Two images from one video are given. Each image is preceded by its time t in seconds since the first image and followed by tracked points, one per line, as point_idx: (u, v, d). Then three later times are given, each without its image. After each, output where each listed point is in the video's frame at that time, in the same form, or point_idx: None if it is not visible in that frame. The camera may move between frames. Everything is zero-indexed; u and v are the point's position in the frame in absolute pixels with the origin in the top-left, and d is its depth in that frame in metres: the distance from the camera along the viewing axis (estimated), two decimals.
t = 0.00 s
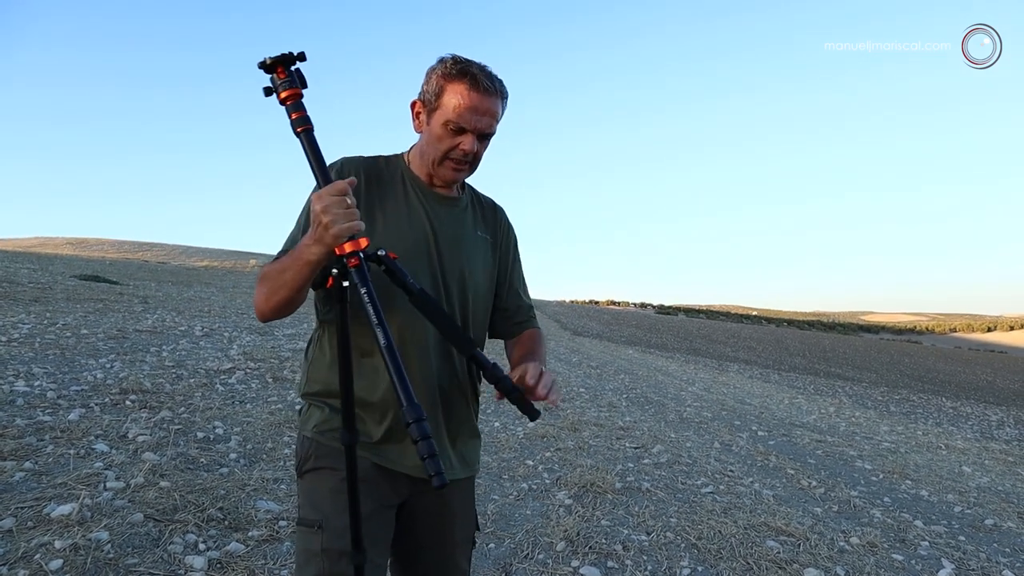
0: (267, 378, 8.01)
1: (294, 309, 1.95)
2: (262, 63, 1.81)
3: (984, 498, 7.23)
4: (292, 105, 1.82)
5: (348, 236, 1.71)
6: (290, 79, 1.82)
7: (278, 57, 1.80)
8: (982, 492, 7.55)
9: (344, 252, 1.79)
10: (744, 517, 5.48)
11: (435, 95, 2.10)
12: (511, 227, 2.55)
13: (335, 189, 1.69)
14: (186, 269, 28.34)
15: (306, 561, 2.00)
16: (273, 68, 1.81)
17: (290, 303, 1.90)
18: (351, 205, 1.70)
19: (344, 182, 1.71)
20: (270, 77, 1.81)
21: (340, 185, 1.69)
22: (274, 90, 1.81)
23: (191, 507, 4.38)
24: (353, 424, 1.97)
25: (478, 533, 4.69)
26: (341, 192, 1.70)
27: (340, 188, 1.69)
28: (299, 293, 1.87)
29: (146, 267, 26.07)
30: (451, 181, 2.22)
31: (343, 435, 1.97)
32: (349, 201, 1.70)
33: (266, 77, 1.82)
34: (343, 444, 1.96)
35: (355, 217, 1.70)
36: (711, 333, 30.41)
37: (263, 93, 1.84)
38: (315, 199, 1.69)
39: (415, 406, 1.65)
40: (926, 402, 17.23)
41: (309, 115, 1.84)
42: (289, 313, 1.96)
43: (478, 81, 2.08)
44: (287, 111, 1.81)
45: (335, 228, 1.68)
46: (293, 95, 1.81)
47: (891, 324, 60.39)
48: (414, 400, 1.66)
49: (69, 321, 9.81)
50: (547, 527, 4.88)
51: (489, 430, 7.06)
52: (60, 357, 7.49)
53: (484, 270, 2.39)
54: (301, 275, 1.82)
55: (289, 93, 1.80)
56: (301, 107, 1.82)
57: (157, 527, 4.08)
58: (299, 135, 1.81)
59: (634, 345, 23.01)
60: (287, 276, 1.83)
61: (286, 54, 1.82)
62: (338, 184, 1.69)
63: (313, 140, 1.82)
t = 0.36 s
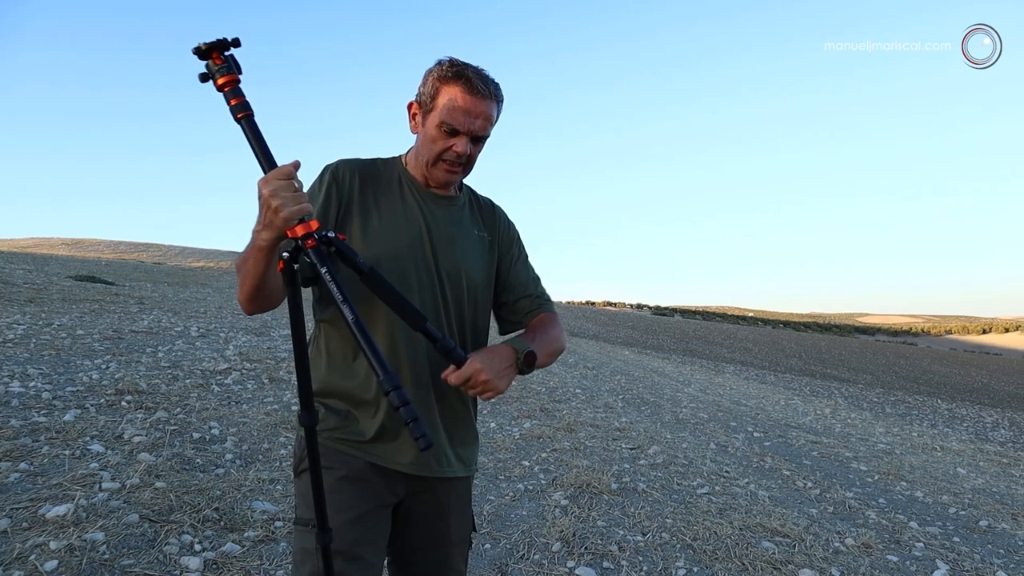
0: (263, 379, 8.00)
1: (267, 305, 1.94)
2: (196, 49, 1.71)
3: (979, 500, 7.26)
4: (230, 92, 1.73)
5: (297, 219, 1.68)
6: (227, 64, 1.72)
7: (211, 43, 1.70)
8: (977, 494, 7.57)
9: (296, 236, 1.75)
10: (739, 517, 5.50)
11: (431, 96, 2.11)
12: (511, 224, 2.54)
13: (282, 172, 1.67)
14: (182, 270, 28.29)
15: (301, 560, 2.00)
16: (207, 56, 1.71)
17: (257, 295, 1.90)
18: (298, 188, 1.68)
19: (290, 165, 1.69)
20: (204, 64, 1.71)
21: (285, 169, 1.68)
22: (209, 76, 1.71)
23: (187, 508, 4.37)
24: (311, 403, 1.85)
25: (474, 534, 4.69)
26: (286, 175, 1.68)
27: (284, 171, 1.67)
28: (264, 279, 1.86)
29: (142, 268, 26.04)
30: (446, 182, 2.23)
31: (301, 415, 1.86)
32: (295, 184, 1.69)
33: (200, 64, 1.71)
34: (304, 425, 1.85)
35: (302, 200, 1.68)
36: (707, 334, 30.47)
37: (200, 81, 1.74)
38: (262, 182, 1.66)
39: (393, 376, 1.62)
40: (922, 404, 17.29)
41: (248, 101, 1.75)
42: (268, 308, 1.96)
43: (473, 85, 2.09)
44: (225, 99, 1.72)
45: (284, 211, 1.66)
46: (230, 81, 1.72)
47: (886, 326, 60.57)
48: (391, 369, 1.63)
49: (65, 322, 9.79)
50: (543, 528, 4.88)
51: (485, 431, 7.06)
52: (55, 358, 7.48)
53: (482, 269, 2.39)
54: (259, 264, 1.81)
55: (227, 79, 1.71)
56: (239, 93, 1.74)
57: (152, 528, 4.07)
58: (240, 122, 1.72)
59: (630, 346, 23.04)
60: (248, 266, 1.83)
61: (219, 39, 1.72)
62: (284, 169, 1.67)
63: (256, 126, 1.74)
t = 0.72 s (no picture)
0: (261, 379, 8.00)
1: (250, 297, 1.92)
2: (129, 48, 1.62)
3: (977, 500, 7.27)
4: (172, 86, 1.64)
5: (258, 208, 1.63)
6: (164, 59, 1.64)
7: (144, 39, 1.62)
8: (975, 494, 7.59)
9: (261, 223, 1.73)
10: (737, 518, 5.51)
11: (420, 95, 2.12)
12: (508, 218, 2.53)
13: (238, 162, 1.61)
14: (181, 271, 28.25)
15: (301, 559, 2.01)
16: (142, 53, 1.62)
17: (238, 287, 1.87)
18: (257, 176, 1.63)
19: (245, 153, 1.63)
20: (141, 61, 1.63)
21: (240, 158, 1.62)
22: (149, 72, 1.63)
23: (185, 508, 4.37)
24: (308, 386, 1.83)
25: (472, 534, 4.70)
26: (242, 164, 1.62)
27: (240, 161, 1.61)
28: (239, 273, 1.82)
29: (140, 268, 26.03)
30: (439, 180, 2.23)
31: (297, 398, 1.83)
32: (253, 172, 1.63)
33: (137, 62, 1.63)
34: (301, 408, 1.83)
35: (261, 187, 1.63)
36: (706, 334, 30.50)
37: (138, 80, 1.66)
38: (218, 174, 1.60)
39: (369, 355, 1.70)
40: (920, 404, 17.31)
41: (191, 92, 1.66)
42: (252, 301, 1.95)
43: (462, 81, 2.10)
44: (167, 95, 1.63)
45: (245, 202, 1.61)
46: (169, 75, 1.63)
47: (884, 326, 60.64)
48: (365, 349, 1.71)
49: (63, 322, 9.78)
50: (541, 528, 4.89)
51: (484, 431, 7.06)
52: (53, 358, 7.47)
53: (479, 265, 2.39)
54: (232, 257, 1.77)
55: (167, 74, 1.63)
56: (180, 85, 1.65)
57: (151, 529, 4.07)
58: (187, 116, 1.64)
59: (629, 346, 23.06)
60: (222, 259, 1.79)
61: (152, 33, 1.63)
62: (239, 158, 1.61)
63: (205, 119, 1.66)
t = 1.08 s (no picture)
0: (261, 380, 8.00)
1: (245, 298, 1.92)
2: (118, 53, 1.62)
3: (976, 498, 7.28)
4: (161, 90, 1.64)
5: (245, 211, 1.63)
6: (152, 63, 1.64)
7: (133, 44, 1.62)
8: (975, 492, 7.59)
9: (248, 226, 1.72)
10: (737, 516, 5.51)
11: (417, 94, 2.12)
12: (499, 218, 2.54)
13: (225, 166, 1.61)
14: (179, 272, 28.22)
15: (300, 560, 2.01)
16: (130, 58, 1.62)
17: (231, 290, 1.87)
18: (244, 180, 1.63)
19: (232, 157, 1.62)
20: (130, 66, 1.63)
21: (227, 162, 1.61)
22: (138, 77, 1.62)
23: (185, 509, 4.37)
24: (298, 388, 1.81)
25: (473, 534, 4.70)
26: (230, 169, 1.62)
27: (228, 166, 1.61)
28: (233, 275, 1.82)
29: (139, 269, 26.02)
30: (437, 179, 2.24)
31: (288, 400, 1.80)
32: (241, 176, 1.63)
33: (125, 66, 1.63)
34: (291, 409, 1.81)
35: (248, 191, 1.63)
36: (705, 333, 30.50)
37: (127, 85, 1.66)
38: (205, 178, 1.60)
39: (353, 359, 1.67)
40: (920, 402, 17.32)
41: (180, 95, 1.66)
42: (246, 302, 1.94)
43: (459, 80, 2.10)
44: (156, 99, 1.63)
45: (232, 206, 1.61)
46: (158, 79, 1.63)
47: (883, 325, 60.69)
48: (349, 352, 1.69)
49: (62, 324, 9.77)
50: (541, 527, 4.89)
51: (484, 431, 7.06)
52: (53, 360, 7.46)
53: (475, 265, 2.39)
54: (225, 261, 1.77)
55: (155, 79, 1.63)
56: (169, 90, 1.65)
57: (151, 530, 4.07)
58: (175, 120, 1.64)
59: (628, 346, 23.07)
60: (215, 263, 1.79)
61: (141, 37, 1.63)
62: (226, 161, 1.61)
63: (193, 123, 1.66)
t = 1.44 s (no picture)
0: (260, 379, 8.00)
1: (241, 296, 1.92)
2: (106, 53, 1.62)
3: (975, 497, 7.28)
4: (150, 89, 1.64)
5: (239, 209, 1.63)
6: (142, 63, 1.63)
7: (122, 44, 1.61)
8: (974, 491, 7.59)
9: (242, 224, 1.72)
10: (736, 515, 5.51)
11: (415, 91, 2.12)
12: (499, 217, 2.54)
13: (217, 164, 1.60)
14: (179, 270, 28.18)
15: (300, 558, 2.01)
16: (120, 58, 1.62)
17: (228, 287, 1.87)
18: (237, 179, 1.62)
19: (223, 156, 1.62)
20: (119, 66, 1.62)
21: (220, 161, 1.61)
22: (128, 77, 1.62)
23: (184, 507, 4.37)
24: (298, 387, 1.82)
25: (472, 532, 4.70)
26: (222, 168, 1.61)
27: (220, 164, 1.60)
28: (228, 273, 1.82)
29: (138, 267, 26.00)
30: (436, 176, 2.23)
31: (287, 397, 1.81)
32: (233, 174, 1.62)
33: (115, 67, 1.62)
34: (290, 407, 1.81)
35: (242, 190, 1.63)
36: (705, 333, 30.50)
37: (117, 86, 1.66)
38: (197, 177, 1.59)
39: (352, 355, 1.67)
40: (919, 402, 17.32)
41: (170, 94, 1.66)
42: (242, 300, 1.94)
43: (456, 78, 2.10)
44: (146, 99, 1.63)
45: (226, 205, 1.60)
46: (148, 79, 1.63)
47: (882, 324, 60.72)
48: (348, 349, 1.68)
49: (62, 322, 9.77)
50: (540, 526, 4.89)
51: (483, 430, 7.06)
52: (52, 358, 7.46)
53: (474, 265, 2.39)
54: (219, 258, 1.77)
55: (145, 78, 1.62)
56: (159, 89, 1.64)
57: (150, 528, 4.07)
58: (166, 120, 1.63)
59: (628, 345, 23.07)
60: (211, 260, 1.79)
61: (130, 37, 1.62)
62: (218, 160, 1.60)
63: (184, 122, 1.65)
